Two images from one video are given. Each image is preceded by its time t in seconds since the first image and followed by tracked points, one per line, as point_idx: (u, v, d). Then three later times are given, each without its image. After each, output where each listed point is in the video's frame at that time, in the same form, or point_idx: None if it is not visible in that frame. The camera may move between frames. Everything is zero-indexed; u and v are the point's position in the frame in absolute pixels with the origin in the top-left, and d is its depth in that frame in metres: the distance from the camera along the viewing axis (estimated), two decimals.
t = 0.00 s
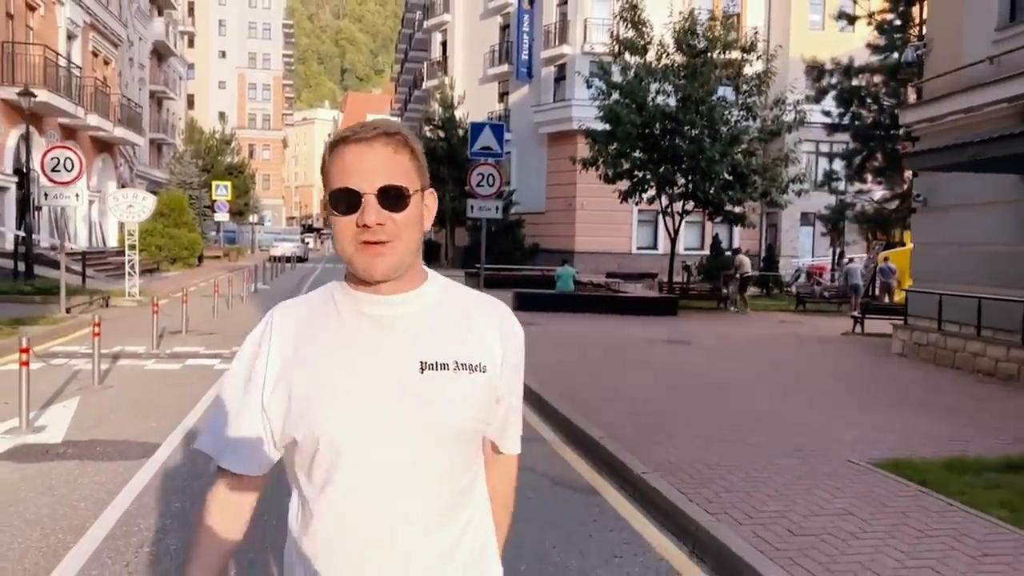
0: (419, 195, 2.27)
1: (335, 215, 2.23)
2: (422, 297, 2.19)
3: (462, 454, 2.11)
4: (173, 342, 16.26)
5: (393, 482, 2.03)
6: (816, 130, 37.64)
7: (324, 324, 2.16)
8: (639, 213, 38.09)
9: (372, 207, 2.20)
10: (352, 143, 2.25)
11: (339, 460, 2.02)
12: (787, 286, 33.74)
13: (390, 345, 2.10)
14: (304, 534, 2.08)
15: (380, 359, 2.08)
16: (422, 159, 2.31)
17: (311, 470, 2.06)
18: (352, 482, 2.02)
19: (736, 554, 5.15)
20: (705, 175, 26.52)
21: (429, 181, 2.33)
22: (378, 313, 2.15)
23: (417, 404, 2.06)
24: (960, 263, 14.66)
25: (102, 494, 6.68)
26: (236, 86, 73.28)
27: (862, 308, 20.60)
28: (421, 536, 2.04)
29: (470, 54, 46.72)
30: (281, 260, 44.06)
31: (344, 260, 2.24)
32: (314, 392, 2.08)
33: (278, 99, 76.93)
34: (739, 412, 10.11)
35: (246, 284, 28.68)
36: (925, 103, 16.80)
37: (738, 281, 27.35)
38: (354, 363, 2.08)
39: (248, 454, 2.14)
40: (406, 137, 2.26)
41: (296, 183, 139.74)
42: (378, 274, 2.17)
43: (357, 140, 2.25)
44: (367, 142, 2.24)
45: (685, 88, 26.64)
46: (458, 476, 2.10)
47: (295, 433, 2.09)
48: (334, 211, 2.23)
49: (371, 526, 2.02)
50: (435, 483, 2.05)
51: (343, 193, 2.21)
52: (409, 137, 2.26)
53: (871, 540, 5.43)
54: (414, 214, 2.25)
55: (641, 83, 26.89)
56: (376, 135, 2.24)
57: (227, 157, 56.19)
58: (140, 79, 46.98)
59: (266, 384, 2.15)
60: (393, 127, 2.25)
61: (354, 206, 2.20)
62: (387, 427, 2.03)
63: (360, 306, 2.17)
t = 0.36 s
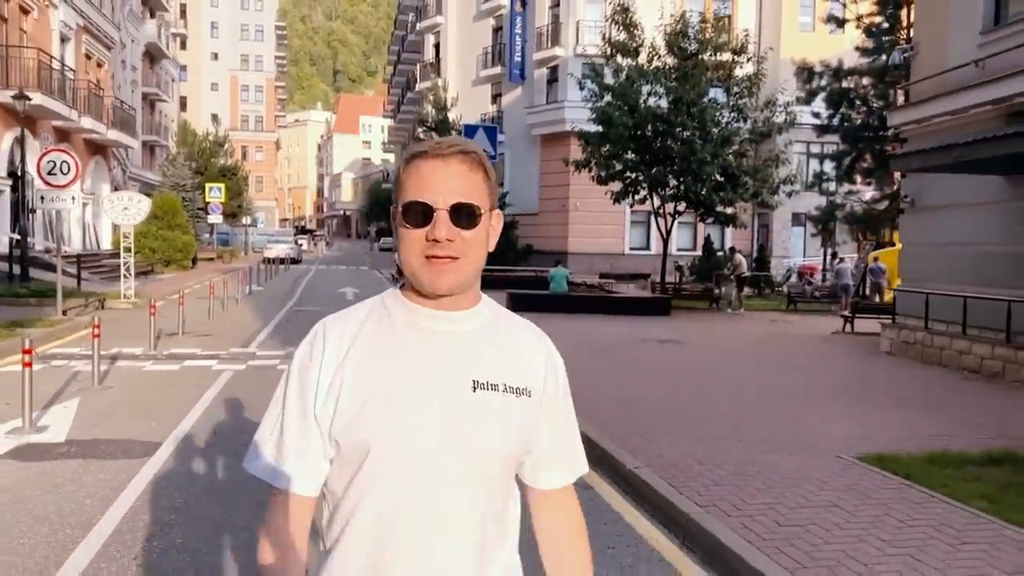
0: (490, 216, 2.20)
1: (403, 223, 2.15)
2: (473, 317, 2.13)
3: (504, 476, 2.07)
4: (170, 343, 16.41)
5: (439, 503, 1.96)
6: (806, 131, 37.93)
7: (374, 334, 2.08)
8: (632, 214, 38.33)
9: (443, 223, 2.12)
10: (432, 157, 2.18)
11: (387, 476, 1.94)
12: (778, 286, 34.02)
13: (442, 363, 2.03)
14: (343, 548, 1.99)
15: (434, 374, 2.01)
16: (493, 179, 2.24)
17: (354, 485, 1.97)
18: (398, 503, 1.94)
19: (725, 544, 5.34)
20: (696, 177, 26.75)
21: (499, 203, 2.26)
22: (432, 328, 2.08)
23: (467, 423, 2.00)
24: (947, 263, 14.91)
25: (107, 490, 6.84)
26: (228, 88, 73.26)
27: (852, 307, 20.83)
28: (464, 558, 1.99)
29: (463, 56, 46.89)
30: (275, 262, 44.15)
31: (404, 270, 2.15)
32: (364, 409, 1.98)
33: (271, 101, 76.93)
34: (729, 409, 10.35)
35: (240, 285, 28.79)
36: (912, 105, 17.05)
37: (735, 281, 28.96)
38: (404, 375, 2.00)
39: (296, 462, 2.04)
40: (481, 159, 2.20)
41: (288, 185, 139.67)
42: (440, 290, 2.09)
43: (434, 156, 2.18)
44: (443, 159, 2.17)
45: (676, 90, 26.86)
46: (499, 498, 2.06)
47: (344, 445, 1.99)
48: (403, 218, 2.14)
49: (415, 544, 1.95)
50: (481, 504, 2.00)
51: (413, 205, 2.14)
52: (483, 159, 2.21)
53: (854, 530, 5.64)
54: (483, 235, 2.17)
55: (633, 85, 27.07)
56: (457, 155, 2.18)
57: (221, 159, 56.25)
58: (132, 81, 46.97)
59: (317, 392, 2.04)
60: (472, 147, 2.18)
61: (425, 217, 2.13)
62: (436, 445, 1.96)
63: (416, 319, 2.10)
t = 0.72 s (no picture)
0: (585, 207, 2.17)
1: (502, 203, 2.12)
2: (560, 303, 2.11)
3: (583, 464, 2.04)
4: (166, 343, 16.60)
5: (514, 484, 1.94)
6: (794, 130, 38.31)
7: (459, 313, 2.07)
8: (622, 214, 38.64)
9: (539, 206, 2.09)
10: (537, 143, 2.17)
11: (464, 454, 1.93)
12: (767, 283, 34.39)
13: (525, 345, 2.02)
14: (418, 523, 1.99)
15: (519, 357, 1.99)
16: (592, 171, 2.23)
17: (432, 461, 1.97)
18: (473, 477, 1.93)
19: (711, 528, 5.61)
20: (685, 176, 27.03)
21: (594, 196, 2.23)
22: (517, 309, 2.07)
23: (548, 404, 1.98)
24: (931, 260, 15.22)
25: (113, 483, 7.05)
26: (217, 88, 73.24)
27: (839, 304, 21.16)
28: (542, 543, 1.97)
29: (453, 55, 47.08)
30: (266, 262, 44.30)
31: (493, 250, 2.13)
32: (447, 385, 1.98)
33: (261, 101, 76.90)
34: (717, 402, 10.63)
35: (232, 286, 28.92)
36: (897, 105, 17.36)
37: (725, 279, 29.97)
38: (487, 354, 1.99)
39: (366, 433, 2.06)
40: (584, 149, 2.19)
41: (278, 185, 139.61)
42: (526, 271, 2.06)
43: (543, 142, 2.16)
44: (546, 146, 2.16)
45: (666, 90, 27.12)
46: (575, 486, 2.02)
47: (424, 422, 1.99)
48: (502, 198, 2.12)
49: (491, 528, 1.93)
50: (556, 489, 1.98)
51: (511, 186, 2.11)
52: (585, 149, 2.20)
53: (835, 514, 5.92)
54: (577, 222, 2.14)
55: (623, 86, 27.32)
56: (561, 142, 2.16)
57: (211, 160, 56.29)
58: (121, 81, 46.95)
59: (399, 363, 2.05)
60: (575, 137, 2.17)
61: (520, 198, 2.10)
62: (514, 423, 1.95)
63: (504, 299, 2.08)
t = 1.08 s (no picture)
0: (571, 207, 2.30)
1: (489, 216, 2.26)
2: (563, 307, 2.24)
3: (590, 464, 2.16)
4: (160, 342, 16.72)
5: (524, 487, 2.09)
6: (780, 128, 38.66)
7: (463, 329, 2.22)
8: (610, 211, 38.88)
9: (527, 214, 2.23)
10: (513, 151, 2.28)
11: (473, 462, 2.09)
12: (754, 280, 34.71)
13: (526, 355, 2.14)
14: (438, 522, 2.16)
15: (519, 366, 2.13)
16: (575, 170, 2.34)
17: (446, 472, 2.13)
18: (484, 482, 2.08)
19: (696, 515, 5.85)
20: (673, 174, 27.29)
21: (579, 194, 2.35)
22: (519, 320, 2.20)
23: (553, 411, 2.11)
24: (914, 257, 15.53)
25: (115, 477, 7.24)
26: (205, 86, 73.02)
27: (825, 300, 21.46)
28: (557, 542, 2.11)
29: (442, 54, 47.17)
30: (256, 261, 44.31)
31: (490, 262, 2.27)
32: (454, 403, 2.13)
33: (249, 99, 76.70)
34: (704, 396, 10.88)
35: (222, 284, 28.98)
36: (880, 105, 17.66)
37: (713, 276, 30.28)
38: (490, 366, 2.13)
39: (398, 453, 2.25)
40: (562, 149, 2.30)
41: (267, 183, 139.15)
42: (522, 278, 2.20)
43: (520, 149, 2.28)
44: (525, 153, 2.28)
45: (654, 89, 27.37)
46: (585, 490, 2.15)
47: (437, 438, 2.15)
48: (489, 211, 2.26)
49: (504, 529, 2.08)
50: (561, 489, 2.11)
51: (497, 198, 2.25)
52: (564, 149, 2.31)
53: (814, 501, 6.18)
54: (565, 224, 2.27)
55: (611, 85, 27.55)
56: (537, 146, 2.28)
57: (199, 158, 56.16)
58: (108, 80, 46.79)
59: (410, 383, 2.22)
60: (553, 140, 2.28)
61: (507, 209, 2.24)
62: (520, 434, 2.09)
63: (501, 311, 2.22)
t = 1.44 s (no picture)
0: (486, 195, 2.34)
1: (403, 216, 2.29)
2: (492, 299, 2.27)
3: (537, 457, 2.18)
4: (150, 338, 16.84)
5: (467, 483, 2.10)
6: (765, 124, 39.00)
7: (394, 337, 2.24)
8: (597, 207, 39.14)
9: (441, 207, 2.27)
10: (416, 145, 2.32)
11: (415, 462, 2.11)
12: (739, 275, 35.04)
13: (461, 355, 2.16)
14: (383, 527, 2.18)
15: (454, 365, 2.15)
16: (483, 155, 2.37)
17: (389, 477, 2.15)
18: (424, 481, 2.10)
19: (675, 500, 6.08)
20: (659, 170, 27.55)
21: (493, 180, 2.39)
22: (452, 321, 2.22)
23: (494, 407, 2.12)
24: (893, 251, 15.83)
25: (109, 469, 7.41)
26: (191, 83, 72.79)
27: (807, 294, 21.77)
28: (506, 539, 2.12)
29: (429, 50, 47.27)
30: (243, 258, 44.34)
31: (415, 265, 2.32)
32: (390, 409, 2.15)
33: (235, 95, 76.50)
34: (687, 388, 11.12)
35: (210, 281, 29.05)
36: (860, 101, 17.95)
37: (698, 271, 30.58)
38: (425, 367, 2.16)
39: (335, 467, 2.30)
40: (466, 137, 2.33)
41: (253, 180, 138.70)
42: (449, 277, 2.24)
43: (422, 143, 2.33)
44: (428, 145, 2.32)
45: (639, 86, 27.61)
46: (530, 481, 2.16)
47: (377, 445, 2.18)
48: (401, 212, 2.29)
49: (451, 527, 2.09)
50: (506, 480, 2.12)
51: (408, 198, 2.28)
52: (468, 136, 2.34)
53: (789, 486, 6.41)
54: (481, 212, 2.32)
55: (597, 81, 27.77)
56: (439, 136, 2.31)
57: (186, 155, 56.03)
58: (94, 77, 46.67)
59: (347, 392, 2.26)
60: (456, 129, 2.32)
61: (421, 207, 2.27)
62: (459, 430, 2.10)
63: (430, 312, 2.25)
